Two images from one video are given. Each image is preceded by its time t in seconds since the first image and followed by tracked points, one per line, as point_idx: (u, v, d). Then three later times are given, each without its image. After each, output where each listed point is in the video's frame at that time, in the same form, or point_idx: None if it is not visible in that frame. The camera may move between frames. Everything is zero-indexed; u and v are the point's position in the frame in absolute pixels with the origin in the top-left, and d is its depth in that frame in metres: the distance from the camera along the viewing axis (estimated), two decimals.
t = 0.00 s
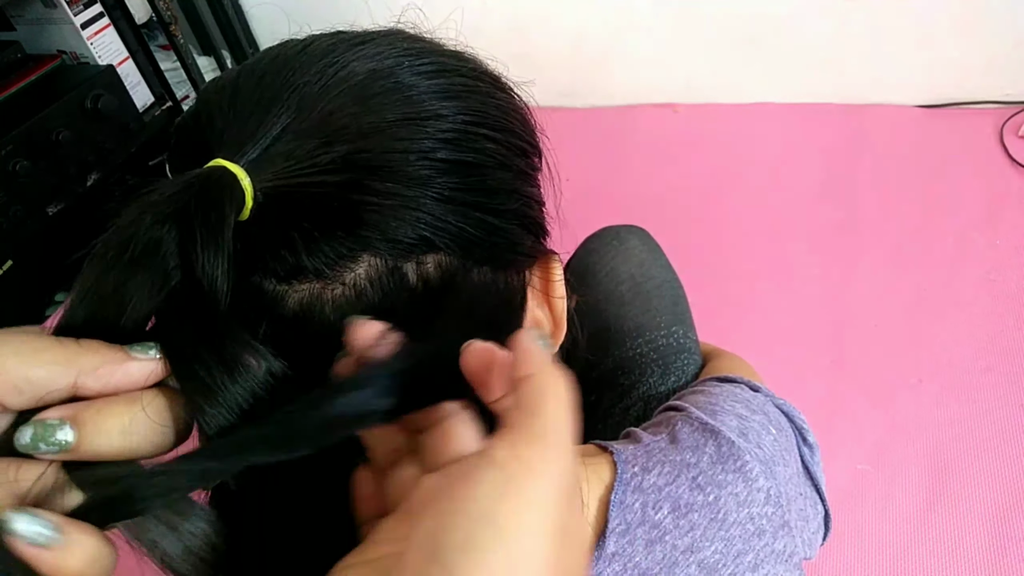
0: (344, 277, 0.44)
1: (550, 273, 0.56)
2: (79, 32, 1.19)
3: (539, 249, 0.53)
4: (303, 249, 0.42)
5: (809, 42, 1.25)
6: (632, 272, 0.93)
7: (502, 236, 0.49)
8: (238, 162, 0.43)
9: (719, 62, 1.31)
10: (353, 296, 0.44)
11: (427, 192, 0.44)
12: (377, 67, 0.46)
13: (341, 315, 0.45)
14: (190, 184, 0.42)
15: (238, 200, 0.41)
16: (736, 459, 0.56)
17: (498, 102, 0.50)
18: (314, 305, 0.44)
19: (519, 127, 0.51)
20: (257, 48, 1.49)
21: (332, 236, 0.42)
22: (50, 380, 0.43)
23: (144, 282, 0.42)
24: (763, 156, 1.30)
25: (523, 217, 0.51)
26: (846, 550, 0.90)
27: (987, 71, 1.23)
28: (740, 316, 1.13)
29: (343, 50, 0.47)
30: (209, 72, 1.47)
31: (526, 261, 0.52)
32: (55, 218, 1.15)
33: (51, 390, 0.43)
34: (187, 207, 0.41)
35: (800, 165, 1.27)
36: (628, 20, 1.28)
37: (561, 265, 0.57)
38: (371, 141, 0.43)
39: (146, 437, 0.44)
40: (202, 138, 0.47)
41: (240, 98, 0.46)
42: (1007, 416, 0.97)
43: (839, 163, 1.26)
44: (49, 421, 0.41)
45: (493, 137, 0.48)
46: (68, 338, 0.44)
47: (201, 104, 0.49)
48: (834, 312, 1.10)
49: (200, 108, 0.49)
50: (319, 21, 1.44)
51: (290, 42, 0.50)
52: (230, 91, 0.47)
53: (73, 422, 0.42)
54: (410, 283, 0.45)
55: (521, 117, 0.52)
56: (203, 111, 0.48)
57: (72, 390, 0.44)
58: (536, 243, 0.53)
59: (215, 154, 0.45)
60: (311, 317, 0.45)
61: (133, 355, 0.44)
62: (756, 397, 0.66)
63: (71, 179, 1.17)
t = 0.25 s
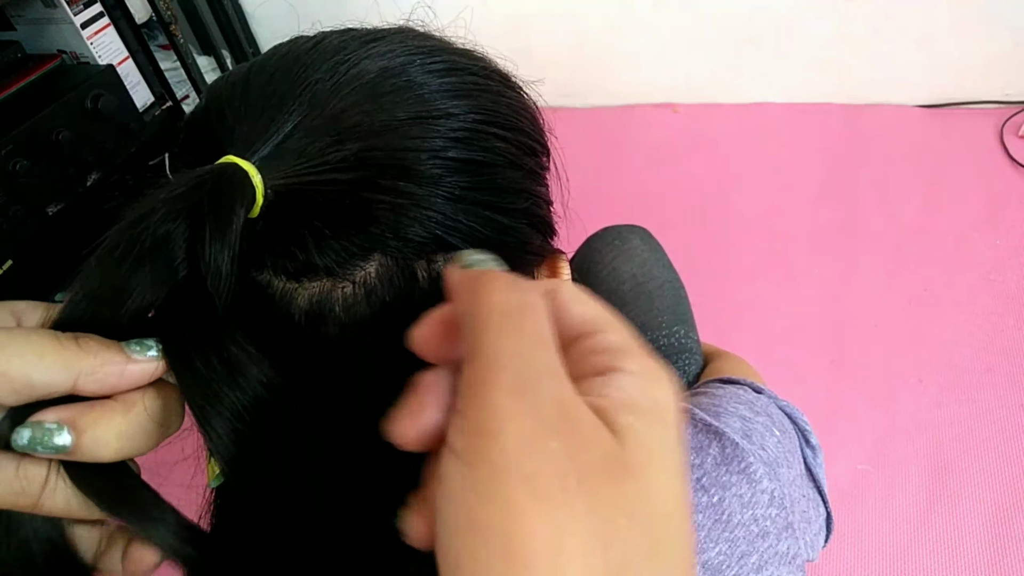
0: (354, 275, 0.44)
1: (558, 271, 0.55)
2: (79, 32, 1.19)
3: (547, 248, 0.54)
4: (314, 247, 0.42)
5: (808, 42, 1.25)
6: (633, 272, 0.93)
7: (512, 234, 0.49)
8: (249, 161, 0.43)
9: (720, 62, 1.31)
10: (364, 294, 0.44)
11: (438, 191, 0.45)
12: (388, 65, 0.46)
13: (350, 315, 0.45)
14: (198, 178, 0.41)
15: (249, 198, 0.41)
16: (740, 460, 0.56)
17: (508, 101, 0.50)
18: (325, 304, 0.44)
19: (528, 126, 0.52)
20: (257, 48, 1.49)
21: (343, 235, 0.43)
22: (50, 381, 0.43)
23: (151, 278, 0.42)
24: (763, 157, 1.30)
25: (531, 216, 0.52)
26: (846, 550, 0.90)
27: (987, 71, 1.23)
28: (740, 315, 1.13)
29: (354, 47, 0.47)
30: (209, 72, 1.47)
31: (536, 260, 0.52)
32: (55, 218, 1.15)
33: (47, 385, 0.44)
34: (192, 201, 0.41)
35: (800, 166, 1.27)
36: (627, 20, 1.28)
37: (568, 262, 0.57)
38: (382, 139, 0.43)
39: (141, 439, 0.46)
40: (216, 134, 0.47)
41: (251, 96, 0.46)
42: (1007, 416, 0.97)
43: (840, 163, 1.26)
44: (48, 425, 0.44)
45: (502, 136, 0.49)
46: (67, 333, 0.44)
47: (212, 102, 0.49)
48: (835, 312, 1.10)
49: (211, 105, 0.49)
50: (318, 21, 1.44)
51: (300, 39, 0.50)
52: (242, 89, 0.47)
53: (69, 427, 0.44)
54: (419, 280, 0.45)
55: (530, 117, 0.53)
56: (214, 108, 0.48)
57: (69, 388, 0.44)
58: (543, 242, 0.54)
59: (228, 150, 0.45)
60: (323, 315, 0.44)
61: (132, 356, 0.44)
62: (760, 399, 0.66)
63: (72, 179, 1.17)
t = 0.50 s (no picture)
0: (348, 278, 0.44)
1: (553, 272, 0.55)
2: (79, 32, 1.19)
3: (544, 249, 0.53)
4: (307, 249, 0.43)
5: (808, 42, 1.25)
6: (633, 272, 0.93)
7: (508, 237, 0.49)
8: (243, 162, 0.43)
9: (720, 62, 1.31)
10: (358, 297, 0.44)
11: (432, 192, 0.44)
12: (382, 67, 0.45)
13: (345, 317, 0.45)
14: (186, 180, 0.40)
15: (241, 200, 0.40)
16: (738, 461, 0.56)
17: (503, 100, 0.49)
18: (318, 306, 0.44)
19: (523, 125, 0.51)
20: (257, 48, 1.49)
21: (338, 239, 0.43)
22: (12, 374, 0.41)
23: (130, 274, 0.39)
24: (763, 157, 1.30)
25: (528, 217, 0.51)
26: (846, 550, 0.90)
27: (987, 71, 1.23)
28: (740, 315, 1.13)
29: (348, 50, 0.47)
30: (209, 72, 1.47)
31: (531, 261, 0.51)
32: (55, 218, 1.15)
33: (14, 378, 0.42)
34: (175, 199, 0.39)
35: (800, 166, 1.27)
36: (627, 20, 1.28)
37: (565, 264, 0.57)
38: (376, 141, 0.43)
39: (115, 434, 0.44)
40: (210, 135, 0.47)
41: (245, 97, 0.46)
42: (1007, 416, 0.97)
43: (840, 163, 1.26)
44: (7, 420, 0.41)
45: (498, 137, 0.48)
46: (32, 323, 0.42)
47: (206, 104, 0.49)
48: (835, 312, 1.10)
49: (205, 107, 0.48)
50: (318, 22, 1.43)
51: (295, 41, 0.50)
52: (236, 91, 0.47)
53: (31, 421, 0.42)
54: (412, 281, 0.45)
55: (525, 116, 0.52)
56: (208, 109, 0.48)
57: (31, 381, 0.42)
58: (540, 243, 0.53)
59: (221, 151, 0.45)
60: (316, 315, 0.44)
61: (101, 346, 0.43)
62: (759, 400, 0.66)
63: (72, 180, 1.17)
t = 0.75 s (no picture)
0: (335, 290, 0.44)
1: (544, 273, 0.55)
2: (79, 33, 1.19)
3: (533, 252, 0.52)
4: (293, 263, 0.43)
5: (808, 42, 1.25)
6: (624, 272, 0.93)
7: (495, 243, 0.48)
8: (226, 179, 0.43)
9: (719, 62, 1.31)
10: (345, 309, 0.45)
11: (417, 203, 0.44)
12: (364, 75, 0.44)
13: (331, 327, 0.46)
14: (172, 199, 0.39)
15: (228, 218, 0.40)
16: (735, 461, 0.56)
17: (489, 105, 0.48)
18: (308, 318, 0.45)
19: (509, 129, 0.50)
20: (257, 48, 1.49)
21: (323, 249, 0.43)
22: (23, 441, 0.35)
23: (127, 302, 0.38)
24: (763, 156, 1.30)
25: (516, 221, 0.50)
26: (846, 550, 0.90)
27: (986, 71, 1.23)
28: (740, 315, 1.13)
29: (331, 57, 0.46)
30: (209, 72, 1.47)
31: (519, 265, 0.51)
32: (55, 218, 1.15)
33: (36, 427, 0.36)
34: (164, 227, 0.38)
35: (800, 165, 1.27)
36: (627, 20, 1.28)
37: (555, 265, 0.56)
38: (360, 151, 0.43)
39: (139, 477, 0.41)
40: (194, 148, 0.47)
41: (229, 109, 0.46)
42: (1007, 416, 0.97)
43: (839, 163, 1.26)
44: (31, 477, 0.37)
45: (484, 143, 0.47)
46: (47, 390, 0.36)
47: (191, 114, 0.49)
48: (835, 312, 1.10)
49: (190, 119, 0.48)
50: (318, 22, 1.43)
51: (280, 47, 0.49)
52: (219, 102, 0.47)
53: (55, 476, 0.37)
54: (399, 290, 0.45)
55: (512, 119, 0.51)
56: (193, 121, 0.48)
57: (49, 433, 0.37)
58: (529, 246, 0.52)
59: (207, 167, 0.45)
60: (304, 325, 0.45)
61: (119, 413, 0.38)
62: (757, 398, 0.66)
63: (72, 180, 1.16)
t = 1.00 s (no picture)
0: (339, 292, 0.44)
1: (550, 278, 0.55)
2: (79, 32, 1.18)
3: (540, 256, 0.52)
4: (298, 264, 0.42)
5: (809, 42, 1.24)
6: (629, 272, 0.93)
7: (501, 246, 0.48)
8: (232, 181, 0.42)
9: (720, 63, 1.31)
10: (349, 311, 0.44)
11: (425, 205, 0.43)
12: (371, 77, 0.45)
13: (333, 329, 0.45)
14: (181, 203, 0.39)
15: (236, 218, 0.40)
16: (739, 463, 0.56)
17: (495, 108, 0.48)
18: (310, 316, 0.44)
19: (516, 132, 0.50)
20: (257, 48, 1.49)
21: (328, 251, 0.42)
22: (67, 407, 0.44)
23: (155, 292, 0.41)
24: (764, 157, 1.30)
25: (522, 225, 0.50)
26: (847, 550, 0.90)
27: (987, 71, 1.22)
28: (740, 316, 1.13)
29: (337, 59, 0.46)
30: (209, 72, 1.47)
31: (525, 270, 0.51)
32: (55, 218, 1.15)
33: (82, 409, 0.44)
34: (176, 225, 0.39)
35: (800, 166, 1.27)
36: (627, 20, 1.28)
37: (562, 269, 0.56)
38: (366, 153, 0.42)
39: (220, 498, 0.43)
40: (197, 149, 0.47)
41: (233, 110, 0.46)
42: (1009, 416, 0.97)
43: (840, 163, 1.26)
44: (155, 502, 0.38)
45: (490, 145, 0.47)
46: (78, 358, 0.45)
47: (194, 117, 0.49)
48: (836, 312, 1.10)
49: (193, 121, 0.48)
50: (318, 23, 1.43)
51: (284, 50, 0.49)
52: (223, 104, 0.47)
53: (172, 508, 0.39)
54: (404, 294, 0.45)
55: (518, 121, 0.51)
56: (196, 122, 0.48)
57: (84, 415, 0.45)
58: (536, 250, 0.52)
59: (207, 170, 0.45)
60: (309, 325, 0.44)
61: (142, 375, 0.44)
62: (758, 401, 0.66)
63: (71, 180, 1.16)
